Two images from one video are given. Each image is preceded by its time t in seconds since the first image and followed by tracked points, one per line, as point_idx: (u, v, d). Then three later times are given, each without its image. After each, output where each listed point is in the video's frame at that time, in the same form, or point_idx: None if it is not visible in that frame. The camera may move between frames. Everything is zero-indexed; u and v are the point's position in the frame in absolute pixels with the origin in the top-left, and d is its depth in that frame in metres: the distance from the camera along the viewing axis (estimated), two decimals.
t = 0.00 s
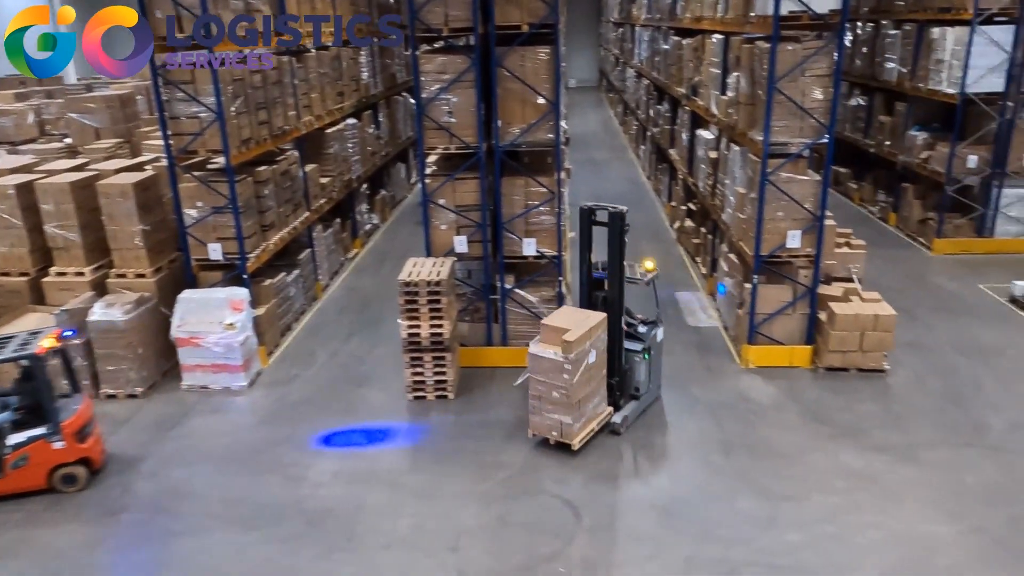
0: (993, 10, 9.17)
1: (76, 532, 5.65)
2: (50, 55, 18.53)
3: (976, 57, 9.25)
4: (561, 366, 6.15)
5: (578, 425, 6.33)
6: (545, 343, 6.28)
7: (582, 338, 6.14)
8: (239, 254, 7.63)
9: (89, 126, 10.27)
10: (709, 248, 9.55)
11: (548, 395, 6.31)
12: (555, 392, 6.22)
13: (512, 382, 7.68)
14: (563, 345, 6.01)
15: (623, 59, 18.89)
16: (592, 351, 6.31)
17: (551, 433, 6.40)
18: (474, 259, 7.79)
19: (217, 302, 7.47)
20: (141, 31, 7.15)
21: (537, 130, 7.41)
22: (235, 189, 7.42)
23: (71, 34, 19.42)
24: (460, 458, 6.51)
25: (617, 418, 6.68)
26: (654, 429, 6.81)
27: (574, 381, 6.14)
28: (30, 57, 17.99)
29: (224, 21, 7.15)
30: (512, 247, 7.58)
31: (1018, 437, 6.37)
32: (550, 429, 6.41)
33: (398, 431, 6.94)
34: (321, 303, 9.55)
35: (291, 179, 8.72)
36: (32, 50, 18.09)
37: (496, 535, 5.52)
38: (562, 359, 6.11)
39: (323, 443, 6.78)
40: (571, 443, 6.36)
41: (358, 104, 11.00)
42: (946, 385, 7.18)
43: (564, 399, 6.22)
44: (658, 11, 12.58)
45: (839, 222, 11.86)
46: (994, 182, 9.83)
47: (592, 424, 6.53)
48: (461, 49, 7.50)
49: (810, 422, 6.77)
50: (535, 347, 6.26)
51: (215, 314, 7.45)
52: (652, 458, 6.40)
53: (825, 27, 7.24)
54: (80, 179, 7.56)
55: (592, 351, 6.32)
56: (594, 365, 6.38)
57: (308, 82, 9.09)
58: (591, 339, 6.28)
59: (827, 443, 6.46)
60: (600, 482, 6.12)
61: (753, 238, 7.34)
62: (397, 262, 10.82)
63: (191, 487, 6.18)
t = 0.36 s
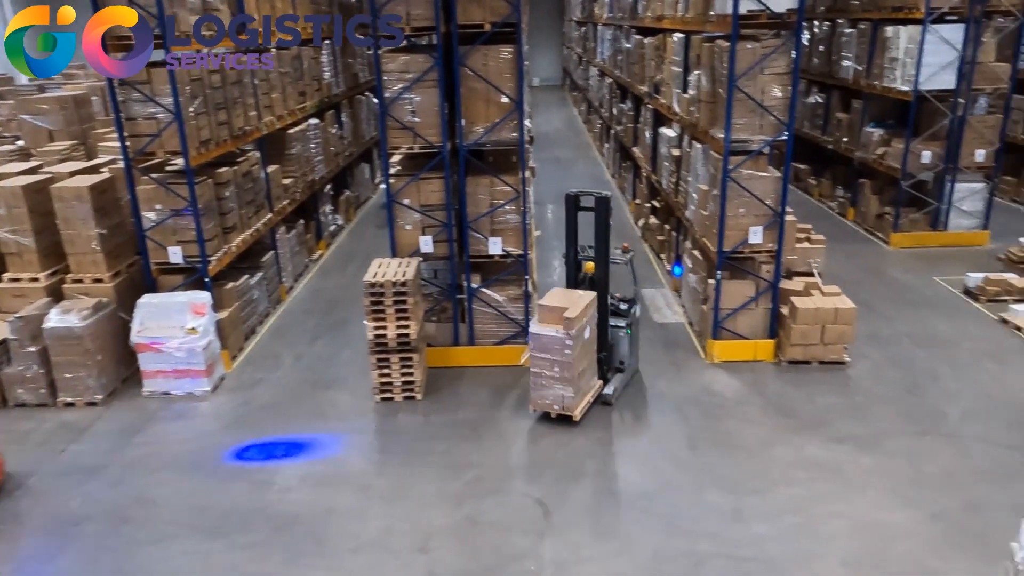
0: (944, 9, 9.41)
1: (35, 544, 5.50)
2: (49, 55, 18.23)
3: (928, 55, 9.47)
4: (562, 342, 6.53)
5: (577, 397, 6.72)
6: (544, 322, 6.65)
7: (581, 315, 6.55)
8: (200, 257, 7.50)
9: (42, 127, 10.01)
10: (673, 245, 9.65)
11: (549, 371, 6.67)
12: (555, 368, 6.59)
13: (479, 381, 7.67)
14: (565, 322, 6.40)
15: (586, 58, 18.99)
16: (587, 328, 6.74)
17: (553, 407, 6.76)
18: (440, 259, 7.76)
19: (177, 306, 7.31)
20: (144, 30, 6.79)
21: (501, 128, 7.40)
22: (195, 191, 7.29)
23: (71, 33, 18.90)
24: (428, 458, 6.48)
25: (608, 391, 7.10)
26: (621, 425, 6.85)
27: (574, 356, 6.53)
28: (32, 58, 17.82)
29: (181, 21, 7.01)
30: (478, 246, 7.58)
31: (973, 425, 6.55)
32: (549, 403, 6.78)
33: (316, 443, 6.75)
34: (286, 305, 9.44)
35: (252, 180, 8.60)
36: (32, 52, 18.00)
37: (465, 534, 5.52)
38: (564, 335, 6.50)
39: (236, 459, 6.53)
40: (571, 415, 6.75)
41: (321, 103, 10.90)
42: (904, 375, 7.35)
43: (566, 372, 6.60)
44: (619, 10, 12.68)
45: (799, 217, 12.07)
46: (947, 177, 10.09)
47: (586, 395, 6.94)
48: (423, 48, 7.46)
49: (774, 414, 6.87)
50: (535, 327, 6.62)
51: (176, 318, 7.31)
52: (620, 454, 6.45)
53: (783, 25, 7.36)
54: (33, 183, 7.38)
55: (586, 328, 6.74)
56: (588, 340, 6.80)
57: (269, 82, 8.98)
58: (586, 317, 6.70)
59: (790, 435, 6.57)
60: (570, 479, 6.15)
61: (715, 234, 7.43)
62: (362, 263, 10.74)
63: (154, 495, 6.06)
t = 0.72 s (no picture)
0: (895, 6, 9.63)
1: None
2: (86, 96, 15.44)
3: (880, 51, 9.69)
4: (553, 314, 6.98)
5: (567, 364, 7.18)
6: (533, 296, 7.09)
7: (568, 289, 7.05)
8: (156, 257, 7.35)
9: None
10: (635, 240, 9.72)
11: (540, 342, 7.10)
12: (547, 338, 7.04)
13: (444, 379, 7.64)
14: (558, 295, 6.87)
15: (546, 55, 19.05)
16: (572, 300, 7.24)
17: (545, 376, 7.19)
18: (403, 256, 7.72)
19: (133, 308, 7.16)
20: (144, 31, 6.79)
21: (462, 125, 7.38)
22: (150, 190, 7.13)
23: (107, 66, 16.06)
24: (394, 457, 6.44)
25: (590, 358, 7.58)
26: (587, 419, 6.89)
27: (565, 326, 7.02)
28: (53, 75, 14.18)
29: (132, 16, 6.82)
30: (441, 243, 7.54)
31: (926, 411, 6.73)
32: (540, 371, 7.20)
33: (217, 459, 6.47)
34: (246, 305, 9.30)
35: (209, 179, 8.45)
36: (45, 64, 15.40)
37: (433, 532, 5.51)
38: (555, 307, 6.95)
39: (128, 477, 6.22)
40: (562, 381, 7.20)
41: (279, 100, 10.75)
42: (860, 364, 7.52)
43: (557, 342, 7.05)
44: (579, 6, 12.72)
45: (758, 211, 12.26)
46: (899, 170, 10.34)
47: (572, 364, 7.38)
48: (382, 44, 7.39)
49: (735, 406, 6.97)
50: (526, 303, 7.04)
51: (132, 320, 7.19)
52: (586, 448, 6.49)
53: (739, 21, 7.45)
54: None
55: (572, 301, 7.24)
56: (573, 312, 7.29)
57: (225, 78, 8.83)
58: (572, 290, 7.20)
59: (752, 425, 6.67)
60: (536, 474, 6.16)
61: (676, 228, 7.51)
62: (323, 261, 10.64)
63: (112, 502, 5.92)
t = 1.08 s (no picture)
0: (838, 5, 9.87)
1: None
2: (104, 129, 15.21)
3: (825, 48, 9.93)
4: (526, 290, 7.49)
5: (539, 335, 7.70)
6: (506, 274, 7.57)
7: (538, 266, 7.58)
8: (101, 261, 7.14)
9: None
10: (590, 236, 9.80)
11: (515, 316, 7.57)
12: (521, 312, 7.52)
13: (401, 379, 7.59)
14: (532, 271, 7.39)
15: (499, 51, 19.06)
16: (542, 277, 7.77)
17: (519, 347, 7.66)
18: (358, 255, 7.64)
19: (77, 313, 6.94)
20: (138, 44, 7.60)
21: (415, 123, 7.34)
22: (93, 191, 6.92)
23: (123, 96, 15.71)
24: (352, 459, 6.37)
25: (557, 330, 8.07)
26: (546, 415, 6.92)
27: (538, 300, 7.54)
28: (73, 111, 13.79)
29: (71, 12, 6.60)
30: (396, 242, 7.49)
31: (873, 398, 6.93)
32: (513, 344, 7.67)
33: (90, 487, 6.04)
34: (196, 308, 9.11)
35: (155, 179, 8.24)
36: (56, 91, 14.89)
37: (393, 533, 5.47)
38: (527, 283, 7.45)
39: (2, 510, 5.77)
40: (535, 352, 7.70)
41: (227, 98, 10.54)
42: (810, 355, 7.70)
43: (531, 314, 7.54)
44: (531, 4, 12.75)
45: (710, 206, 12.46)
46: (844, 165, 10.63)
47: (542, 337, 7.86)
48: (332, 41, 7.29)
49: (690, 398, 7.07)
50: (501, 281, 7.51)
51: (76, 325, 6.97)
52: (545, 443, 6.52)
53: (687, 19, 7.54)
54: None
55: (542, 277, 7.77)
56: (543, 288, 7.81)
57: (170, 76, 8.62)
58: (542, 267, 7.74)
59: (707, 417, 6.78)
60: (495, 472, 6.16)
61: (630, 224, 7.58)
62: (276, 262, 10.48)
63: (59, 515, 5.73)
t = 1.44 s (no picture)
0: (802, 3, 10.01)
1: None
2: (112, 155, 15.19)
3: (790, 46, 10.05)
4: (505, 269, 7.92)
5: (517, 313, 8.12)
6: (487, 255, 8.00)
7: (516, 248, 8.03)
8: (64, 262, 6.99)
9: None
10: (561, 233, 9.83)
11: (497, 295, 7.96)
12: (503, 291, 7.94)
13: (373, 378, 7.55)
14: (512, 252, 7.83)
15: (468, 49, 19.04)
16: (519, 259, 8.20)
17: (500, 325, 8.07)
18: (327, 255, 7.58)
19: (39, 316, 6.76)
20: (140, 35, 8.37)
21: (384, 121, 7.29)
22: (54, 191, 6.77)
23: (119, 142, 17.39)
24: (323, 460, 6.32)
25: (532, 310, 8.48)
26: (518, 413, 6.93)
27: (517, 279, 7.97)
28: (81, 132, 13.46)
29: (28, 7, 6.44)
30: (366, 241, 7.45)
31: (840, 391, 7.04)
32: (493, 321, 8.09)
33: None
34: (162, 310, 8.97)
35: (119, 179, 8.09)
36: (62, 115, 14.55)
37: (367, 533, 5.44)
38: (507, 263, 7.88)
39: None
40: (515, 329, 8.13)
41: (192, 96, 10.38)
42: (778, 349, 7.80)
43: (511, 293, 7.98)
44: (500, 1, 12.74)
45: (679, 203, 12.57)
46: (810, 161, 10.79)
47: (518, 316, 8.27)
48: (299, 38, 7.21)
49: (662, 393, 7.13)
50: (482, 262, 7.91)
51: (38, 328, 6.78)
52: (518, 440, 6.53)
53: (655, 17, 7.58)
54: None
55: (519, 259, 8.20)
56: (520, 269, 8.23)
57: (133, 73, 8.47)
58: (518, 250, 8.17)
59: (678, 412, 6.84)
60: (468, 470, 6.16)
61: (601, 221, 7.61)
62: (244, 262, 10.36)
63: (21, 523, 5.59)
